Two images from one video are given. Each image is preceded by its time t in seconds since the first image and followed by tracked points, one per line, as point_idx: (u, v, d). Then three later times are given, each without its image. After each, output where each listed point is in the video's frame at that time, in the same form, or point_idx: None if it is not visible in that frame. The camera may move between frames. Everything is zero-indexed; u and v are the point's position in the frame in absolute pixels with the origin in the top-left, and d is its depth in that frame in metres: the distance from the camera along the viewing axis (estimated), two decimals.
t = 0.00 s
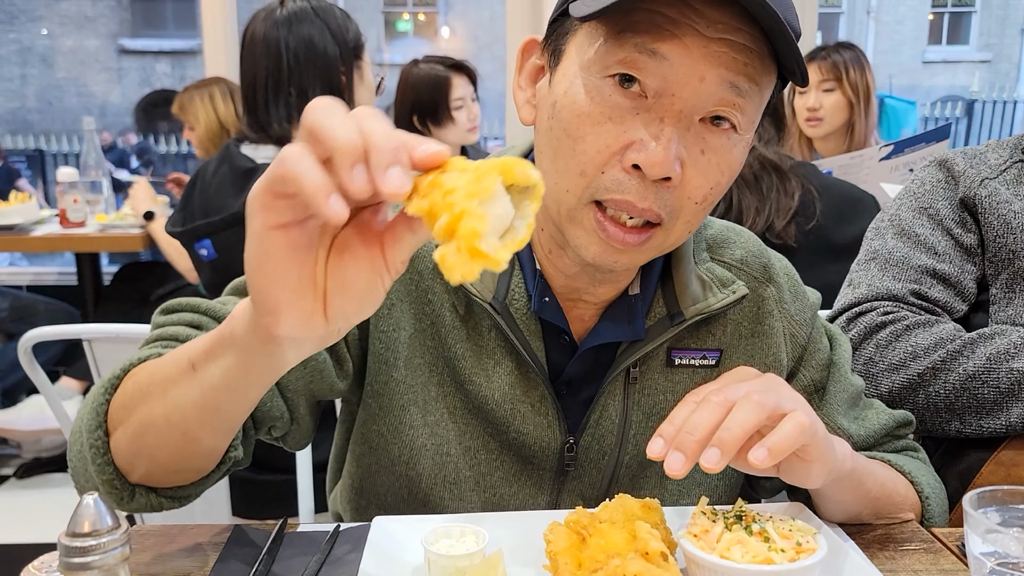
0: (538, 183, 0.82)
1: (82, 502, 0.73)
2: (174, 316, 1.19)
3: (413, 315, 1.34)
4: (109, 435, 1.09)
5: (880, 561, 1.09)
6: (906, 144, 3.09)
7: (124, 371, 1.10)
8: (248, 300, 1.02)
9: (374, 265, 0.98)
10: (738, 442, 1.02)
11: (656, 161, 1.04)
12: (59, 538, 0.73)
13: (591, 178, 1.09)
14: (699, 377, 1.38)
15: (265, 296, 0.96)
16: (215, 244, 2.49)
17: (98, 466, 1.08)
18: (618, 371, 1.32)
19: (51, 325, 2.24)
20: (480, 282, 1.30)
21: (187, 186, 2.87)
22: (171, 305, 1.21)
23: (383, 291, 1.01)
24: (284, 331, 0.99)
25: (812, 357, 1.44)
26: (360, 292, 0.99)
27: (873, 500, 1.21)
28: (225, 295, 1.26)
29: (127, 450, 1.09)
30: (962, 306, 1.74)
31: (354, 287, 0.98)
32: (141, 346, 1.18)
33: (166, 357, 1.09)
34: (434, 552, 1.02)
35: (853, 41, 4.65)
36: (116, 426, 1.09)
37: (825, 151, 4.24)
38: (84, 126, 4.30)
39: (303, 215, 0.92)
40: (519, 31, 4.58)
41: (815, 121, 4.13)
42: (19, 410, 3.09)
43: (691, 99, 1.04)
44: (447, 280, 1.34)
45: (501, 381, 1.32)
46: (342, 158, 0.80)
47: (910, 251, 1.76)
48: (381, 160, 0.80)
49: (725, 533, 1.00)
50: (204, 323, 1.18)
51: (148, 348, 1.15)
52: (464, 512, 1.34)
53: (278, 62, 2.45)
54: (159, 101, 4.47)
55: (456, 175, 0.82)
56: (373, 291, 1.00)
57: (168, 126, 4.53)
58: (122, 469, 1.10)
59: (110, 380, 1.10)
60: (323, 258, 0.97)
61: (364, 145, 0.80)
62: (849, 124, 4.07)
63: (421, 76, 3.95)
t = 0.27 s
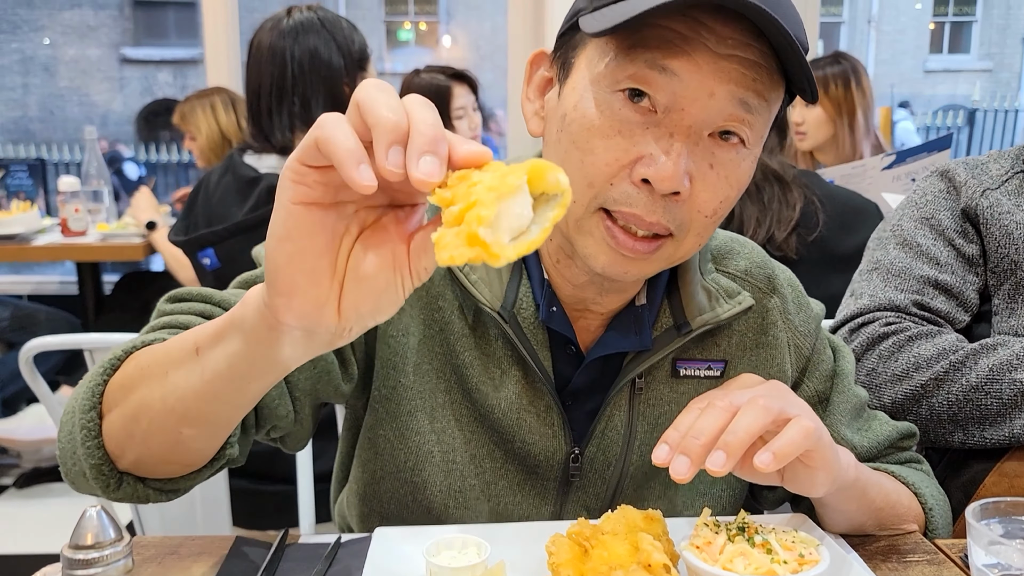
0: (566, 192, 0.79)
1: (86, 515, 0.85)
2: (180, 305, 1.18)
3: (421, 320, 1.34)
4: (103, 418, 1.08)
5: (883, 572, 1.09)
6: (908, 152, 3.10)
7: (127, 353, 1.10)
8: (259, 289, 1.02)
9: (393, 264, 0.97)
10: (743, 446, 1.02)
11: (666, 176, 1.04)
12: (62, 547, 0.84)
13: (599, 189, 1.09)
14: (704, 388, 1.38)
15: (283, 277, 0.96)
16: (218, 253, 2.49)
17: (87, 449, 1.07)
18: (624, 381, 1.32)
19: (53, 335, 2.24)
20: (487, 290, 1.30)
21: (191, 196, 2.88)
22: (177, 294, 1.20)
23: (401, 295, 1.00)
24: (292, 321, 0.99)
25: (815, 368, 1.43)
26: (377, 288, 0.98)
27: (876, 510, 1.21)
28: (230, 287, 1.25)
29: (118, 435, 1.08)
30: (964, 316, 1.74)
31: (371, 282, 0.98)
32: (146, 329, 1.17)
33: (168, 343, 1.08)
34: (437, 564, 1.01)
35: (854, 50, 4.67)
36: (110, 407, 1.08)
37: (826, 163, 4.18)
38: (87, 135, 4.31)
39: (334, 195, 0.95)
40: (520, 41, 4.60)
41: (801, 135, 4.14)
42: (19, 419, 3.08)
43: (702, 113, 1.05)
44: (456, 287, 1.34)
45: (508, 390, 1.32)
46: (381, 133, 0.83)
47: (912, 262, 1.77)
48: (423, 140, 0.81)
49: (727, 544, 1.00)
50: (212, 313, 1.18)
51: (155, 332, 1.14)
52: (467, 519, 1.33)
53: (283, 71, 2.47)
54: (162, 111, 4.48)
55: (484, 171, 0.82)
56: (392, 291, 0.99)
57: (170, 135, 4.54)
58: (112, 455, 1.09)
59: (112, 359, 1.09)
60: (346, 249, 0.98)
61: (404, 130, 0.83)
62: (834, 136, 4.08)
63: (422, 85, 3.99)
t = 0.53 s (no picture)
0: (570, 241, 0.82)
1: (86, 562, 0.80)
2: (183, 337, 1.19)
3: (424, 354, 1.34)
4: (100, 452, 1.07)
5: None
6: (907, 181, 3.12)
7: (126, 389, 1.10)
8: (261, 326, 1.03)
9: (396, 306, 0.98)
10: (745, 485, 1.02)
11: (667, 216, 1.05)
12: None
13: (601, 231, 1.10)
14: (706, 422, 1.38)
15: (286, 316, 0.97)
16: (219, 282, 2.49)
17: (84, 484, 1.06)
18: (625, 416, 1.31)
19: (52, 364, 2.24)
20: (488, 324, 1.30)
21: (193, 225, 2.90)
22: (180, 326, 1.21)
23: (401, 337, 1.01)
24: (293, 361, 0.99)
25: (816, 402, 1.44)
26: (378, 329, 0.99)
27: (878, 547, 1.22)
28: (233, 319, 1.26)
29: (114, 470, 1.07)
30: (964, 349, 1.74)
31: (373, 322, 0.98)
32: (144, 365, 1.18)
33: (169, 379, 1.08)
34: None
35: (852, 78, 4.72)
36: (107, 443, 1.07)
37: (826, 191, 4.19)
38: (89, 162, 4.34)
39: (339, 235, 0.96)
40: (520, 68, 4.65)
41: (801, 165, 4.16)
42: (16, 448, 3.06)
43: (702, 155, 1.06)
44: (458, 321, 1.34)
45: (509, 424, 1.32)
46: (387, 175, 0.83)
47: (911, 294, 1.78)
48: (433, 183, 0.82)
49: None
50: (214, 345, 1.18)
51: (153, 367, 1.14)
52: (468, 555, 1.33)
53: (285, 103, 2.51)
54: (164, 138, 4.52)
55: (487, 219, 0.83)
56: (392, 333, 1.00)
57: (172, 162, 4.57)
58: (109, 491, 1.08)
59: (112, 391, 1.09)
60: (349, 287, 0.99)
61: (411, 170, 0.84)
62: (830, 168, 4.11)
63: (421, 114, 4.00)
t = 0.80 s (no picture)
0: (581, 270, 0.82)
1: None
2: (185, 357, 1.18)
3: (423, 373, 1.34)
4: (101, 475, 1.07)
5: None
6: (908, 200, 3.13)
7: (128, 411, 1.10)
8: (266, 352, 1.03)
9: (402, 333, 0.98)
10: (750, 506, 1.01)
11: (657, 239, 1.05)
12: None
13: (595, 254, 1.10)
14: (706, 442, 1.38)
15: (291, 343, 0.97)
16: (221, 300, 2.49)
17: (85, 507, 1.05)
18: (625, 435, 1.31)
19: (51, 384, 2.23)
20: (488, 343, 1.30)
21: (194, 244, 2.90)
22: (181, 345, 1.20)
23: (407, 363, 1.00)
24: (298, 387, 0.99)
25: (817, 421, 1.43)
26: (384, 356, 0.99)
27: (882, 568, 1.22)
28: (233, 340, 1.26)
29: (114, 495, 1.06)
30: (966, 368, 1.74)
31: (379, 348, 0.98)
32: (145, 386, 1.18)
33: (172, 403, 1.08)
34: None
35: (851, 96, 4.76)
36: (109, 466, 1.07)
37: (825, 210, 4.27)
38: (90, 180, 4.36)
39: (346, 262, 0.97)
40: (520, 88, 4.67)
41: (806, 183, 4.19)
42: (14, 466, 3.05)
43: (692, 180, 1.06)
44: (459, 341, 1.34)
45: (509, 444, 1.31)
46: (394, 199, 0.84)
47: (912, 313, 1.78)
48: (440, 208, 0.82)
49: None
50: (218, 366, 1.18)
51: (155, 389, 1.14)
52: None
53: (289, 121, 2.52)
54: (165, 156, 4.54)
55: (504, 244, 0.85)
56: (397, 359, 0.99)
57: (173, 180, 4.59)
58: (110, 514, 1.07)
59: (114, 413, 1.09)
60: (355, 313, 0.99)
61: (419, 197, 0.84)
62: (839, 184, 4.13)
63: (423, 132, 4.04)
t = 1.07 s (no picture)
0: (588, 316, 0.87)
1: None
2: (183, 370, 1.16)
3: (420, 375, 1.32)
4: (110, 497, 1.04)
5: None
6: (910, 204, 3.12)
7: (137, 430, 1.06)
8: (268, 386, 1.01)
9: (403, 363, 0.98)
10: (780, 516, 1.00)
11: (650, 235, 1.04)
12: None
13: (588, 250, 1.10)
14: (703, 443, 1.37)
15: (293, 389, 0.96)
16: (220, 302, 2.48)
17: (96, 529, 1.02)
18: (622, 436, 1.30)
19: (48, 389, 2.22)
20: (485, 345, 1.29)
21: (192, 247, 2.89)
22: (179, 357, 1.18)
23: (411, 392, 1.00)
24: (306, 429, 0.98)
25: (815, 422, 1.43)
26: (389, 388, 0.98)
27: None
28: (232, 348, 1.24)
29: (128, 518, 1.04)
30: (967, 373, 1.73)
31: (383, 384, 0.98)
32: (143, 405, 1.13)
33: (185, 423, 1.06)
34: None
35: (852, 101, 4.76)
36: (117, 490, 1.04)
37: (827, 214, 4.28)
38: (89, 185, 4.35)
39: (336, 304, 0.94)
40: (520, 93, 4.65)
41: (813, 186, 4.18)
42: (13, 471, 3.03)
43: (684, 176, 1.05)
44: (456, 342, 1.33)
45: (506, 446, 1.30)
46: (383, 250, 0.81)
47: (913, 317, 1.77)
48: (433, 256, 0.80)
49: None
50: (218, 378, 1.16)
51: (158, 406, 1.11)
52: None
53: (289, 127, 2.51)
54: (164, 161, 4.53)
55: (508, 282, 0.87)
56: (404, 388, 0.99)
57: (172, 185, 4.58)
58: (121, 535, 1.05)
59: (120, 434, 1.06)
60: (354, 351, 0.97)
61: (407, 236, 0.82)
62: (846, 185, 4.12)
63: (424, 137, 4.03)
